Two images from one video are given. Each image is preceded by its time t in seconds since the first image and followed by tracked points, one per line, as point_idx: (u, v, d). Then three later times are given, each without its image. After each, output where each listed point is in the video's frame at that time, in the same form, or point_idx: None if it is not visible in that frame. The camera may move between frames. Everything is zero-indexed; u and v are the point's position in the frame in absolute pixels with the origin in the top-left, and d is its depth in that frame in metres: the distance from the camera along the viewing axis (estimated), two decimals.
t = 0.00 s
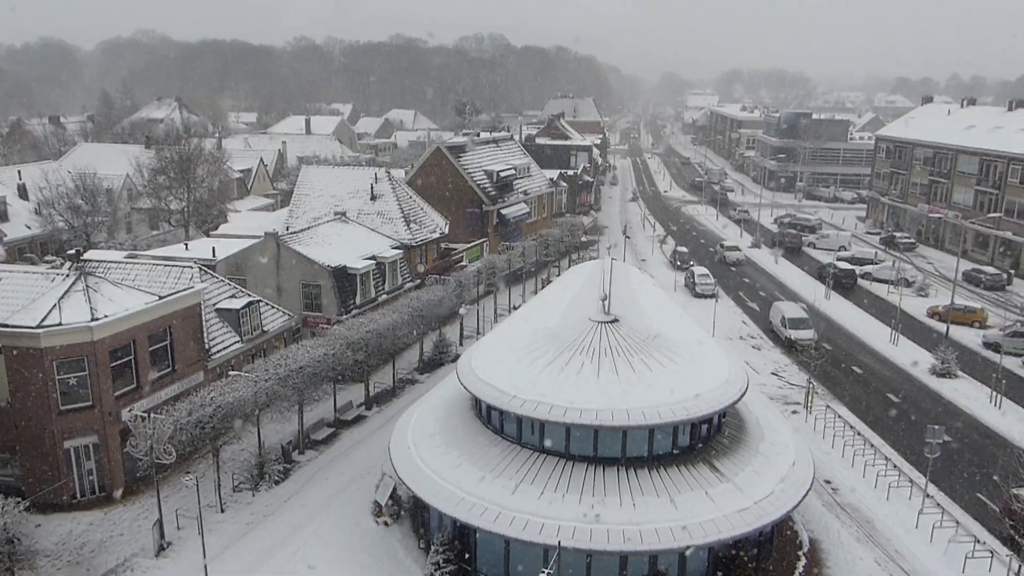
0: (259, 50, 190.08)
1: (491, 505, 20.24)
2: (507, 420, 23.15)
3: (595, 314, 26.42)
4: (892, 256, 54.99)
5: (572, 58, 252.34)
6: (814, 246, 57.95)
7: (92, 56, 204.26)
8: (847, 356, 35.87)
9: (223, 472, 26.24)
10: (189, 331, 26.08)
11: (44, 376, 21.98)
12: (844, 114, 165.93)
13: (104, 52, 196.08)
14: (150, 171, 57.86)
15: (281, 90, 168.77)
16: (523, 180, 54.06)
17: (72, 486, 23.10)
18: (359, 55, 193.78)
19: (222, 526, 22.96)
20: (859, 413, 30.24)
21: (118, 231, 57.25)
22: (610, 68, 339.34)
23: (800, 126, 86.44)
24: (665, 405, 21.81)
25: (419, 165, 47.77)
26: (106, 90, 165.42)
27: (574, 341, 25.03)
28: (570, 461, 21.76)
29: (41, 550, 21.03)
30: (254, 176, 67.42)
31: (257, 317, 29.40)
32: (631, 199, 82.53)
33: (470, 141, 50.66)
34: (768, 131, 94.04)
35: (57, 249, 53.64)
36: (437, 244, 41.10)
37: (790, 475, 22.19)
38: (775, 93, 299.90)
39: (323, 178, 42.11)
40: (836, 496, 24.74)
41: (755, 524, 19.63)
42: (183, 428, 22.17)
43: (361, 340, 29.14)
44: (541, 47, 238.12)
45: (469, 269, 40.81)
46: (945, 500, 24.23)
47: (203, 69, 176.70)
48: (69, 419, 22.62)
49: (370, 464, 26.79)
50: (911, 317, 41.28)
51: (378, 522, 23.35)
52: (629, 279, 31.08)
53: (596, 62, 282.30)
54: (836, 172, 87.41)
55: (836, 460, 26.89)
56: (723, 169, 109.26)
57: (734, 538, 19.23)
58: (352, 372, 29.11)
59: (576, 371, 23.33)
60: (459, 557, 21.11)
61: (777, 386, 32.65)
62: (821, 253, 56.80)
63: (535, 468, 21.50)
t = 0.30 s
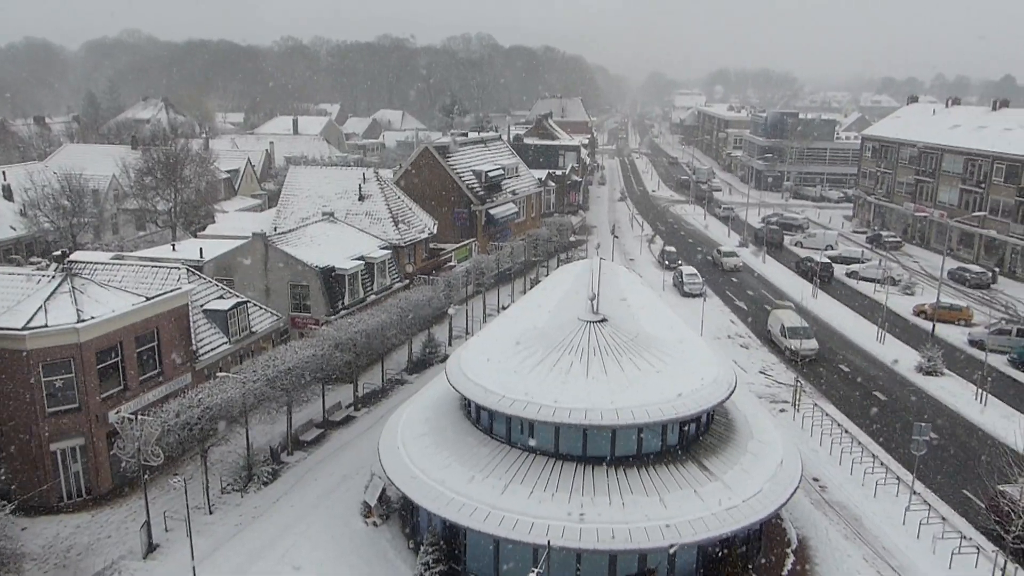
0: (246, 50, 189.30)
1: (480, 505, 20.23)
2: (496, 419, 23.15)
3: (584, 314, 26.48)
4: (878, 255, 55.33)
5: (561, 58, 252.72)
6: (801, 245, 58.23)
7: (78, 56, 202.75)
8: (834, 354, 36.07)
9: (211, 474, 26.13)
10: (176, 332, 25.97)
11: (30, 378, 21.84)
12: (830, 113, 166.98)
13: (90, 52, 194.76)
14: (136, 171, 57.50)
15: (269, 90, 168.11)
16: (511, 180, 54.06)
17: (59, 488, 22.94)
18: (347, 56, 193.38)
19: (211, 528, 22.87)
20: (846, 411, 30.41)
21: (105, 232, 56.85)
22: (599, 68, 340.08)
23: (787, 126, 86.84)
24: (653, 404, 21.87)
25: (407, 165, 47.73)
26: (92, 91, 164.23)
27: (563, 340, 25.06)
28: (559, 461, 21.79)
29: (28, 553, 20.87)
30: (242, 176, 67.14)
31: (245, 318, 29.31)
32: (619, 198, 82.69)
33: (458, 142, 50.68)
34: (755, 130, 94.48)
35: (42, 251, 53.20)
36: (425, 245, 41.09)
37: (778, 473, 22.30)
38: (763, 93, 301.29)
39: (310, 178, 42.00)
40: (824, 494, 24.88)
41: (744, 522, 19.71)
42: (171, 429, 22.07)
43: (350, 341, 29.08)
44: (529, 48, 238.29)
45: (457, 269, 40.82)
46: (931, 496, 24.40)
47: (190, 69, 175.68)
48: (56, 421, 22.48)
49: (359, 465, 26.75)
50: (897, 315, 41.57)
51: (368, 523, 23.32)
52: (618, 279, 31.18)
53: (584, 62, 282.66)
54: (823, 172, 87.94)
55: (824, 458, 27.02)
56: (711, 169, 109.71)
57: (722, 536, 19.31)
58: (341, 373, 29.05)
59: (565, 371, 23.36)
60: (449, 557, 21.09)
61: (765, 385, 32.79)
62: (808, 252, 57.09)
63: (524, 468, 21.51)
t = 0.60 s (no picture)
0: (237, 48, 188.51)
1: (472, 504, 20.22)
2: (488, 419, 23.15)
3: (576, 313, 26.49)
4: (869, 254, 55.55)
5: (553, 57, 252.74)
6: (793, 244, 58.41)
7: (67, 54, 201.54)
8: (826, 353, 36.19)
9: (203, 473, 26.04)
10: (167, 332, 25.85)
11: (19, 378, 21.68)
12: (821, 113, 167.52)
13: (79, 50, 193.62)
14: (126, 170, 57.22)
15: (260, 88, 167.47)
16: (503, 179, 54.03)
17: (49, 489, 22.80)
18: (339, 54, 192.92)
19: (202, 528, 22.79)
20: (837, 409, 30.53)
21: (95, 231, 56.57)
22: (591, 68, 340.37)
23: (778, 125, 87.05)
24: (645, 403, 21.89)
25: (399, 164, 47.64)
26: (81, 89, 163.21)
27: (555, 339, 25.05)
28: (551, 460, 21.80)
29: (17, 554, 20.74)
30: (233, 175, 66.91)
31: (236, 317, 29.20)
32: (612, 197, 82.73)
33: (450, 141, 50.62)
34: (747, 129, 94.66)
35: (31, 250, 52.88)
36: (418, 244, 41.01)
37: (770, 471, 22.36)
38: (754, 92, 301.97)
39: (302, 177, 41.86)
40: (816, 492, 24.96)
41: (735, 521, 19.75)
42: (162, 429, 21.95)
43: (342, 340, 28.98)
44: (521, 46, 238.15)
45: (449, 268, 40.76)
46: (922, 495, 24.51)
47: (181, 68, 174.88)
48: (45, 421, 22.34)
49: (351, 464, 26.69)
50: (889, 314, 41.72)
51: (360, 522, 23.28)
52: (610, 278, 31.21)
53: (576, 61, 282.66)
54: (814, 171, 88.23)
55: (816, 457, 27.10)
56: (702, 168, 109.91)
57: (714, 535, 19.34)
58: (333, 372, 28.96)
59: (557, 370, 23.36)
60: (441, 556, 21.07)
61: (756, 384, 32.87)
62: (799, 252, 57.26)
63: (516, 467, 21.50)
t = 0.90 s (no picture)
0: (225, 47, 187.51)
1: (463, 504, 20.16)
2: (479, 418, 23.10)
3: (566, 312, 26.49)
4: (857, 252, 55.87)
5: (542, 57, 252.90)
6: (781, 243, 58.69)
7: (52, 54, 199.83)
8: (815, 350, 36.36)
9: (191, 475, 25.87)
10: (154, 333, 25.68)
11: (4, 380, 21.48)
12: (808, 112, 168.57)
13: (64, 50, 192.01)
14: (113, 170, 56.81)
15: (248, 88, 166.70)
16: (492, 179, 54.02)
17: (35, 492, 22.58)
18: (328, 54, 192.34)
19: (190, 529, 22.64)
20: (826, 406, 30.67)
21: (82, 231, 56.15)
22: (580, 68, 341.07)
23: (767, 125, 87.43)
24: (635, 402, 21.91)
25: (389, 163, 47.52)
26: (66, 89, 161.89)
27: (545, 338, 25.04)
28: (541, 459, 21.78)
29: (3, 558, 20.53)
30: (221, 175, 66.55)
31: (225, 317, 29.04)
32: (601, 196, 82.85)
33: (440, 140, 50.57)
34: (735, 128, 95.03)
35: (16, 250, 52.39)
36: (407, 243, 40.94)
37: (760, 469, 22.44)
38: (743, 92, 303.47)
39: (291, 176, 41.71)
40: (805, 489, 25.04)
41: (726, 518, 19.79)
42: (150, 431, 21.78)
43: (331, 340, 28.87)
44: (510, 47, 238.29)
45: (439, 268, 40.72)
46: (911, 491, 24.63)
47: (168, 68, 173.77)
48: (32, 424, 22.15)
49: (341, 464, 26.59)
50: (877, 312, 41.97)
51: (350, 523, 23.18)
52: (599, 277, 31.25)
53: (565, 61, 283.01)
54: (802, 170, 88.69)
55: (805, 454, 27.19)
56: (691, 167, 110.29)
57: (704, 533, 19.37)
58: (322, 372, 28.84)
59: (548, 369, 23.34)
60: (431, 557, 20.99)
61: (746, 382, 32.98)
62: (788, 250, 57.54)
63: (507, 467, 21.45)
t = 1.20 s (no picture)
0: (216, 46, 186.71)
1: (455, 504, 20.12)
2: (471, 418, 23.05)
3: (558, 311, 26.51)
4: (849, 250, 56.06)
5: (534, 56, 252.69)
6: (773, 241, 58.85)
7: (41, 53, 198.50)
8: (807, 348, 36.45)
9: (182, 476, 25.76)
10: (145, 334, 25.56)
11: None
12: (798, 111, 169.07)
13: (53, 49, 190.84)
14: (103, 170, 56.51)
15: (239, 86, 166.03)
16: (484, 178, 53.96)
17: (25, 494, 22.44)
18: (319, 53, 191.77)
19: (182, 531, 22.54)
20: (818, 404, 30.76)
21: (71, 232, 55.84)
22: (572, 66, 341.04)
23: (758, 123, 87.58)
24: (628, 401, 21.91)
25: (380, 163, 47.41)
26: (55, 88, 160.87)
27: (537, 338, 25.02)
28: (534, 458, 21.76)
29: None
30: (212, 174, 66.29)
31: (216, 318, 28.94)
32: (593, 195, 82.89)
33: (431, 139, 50.47)
34: (727, 127, 95.22)
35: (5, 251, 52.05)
36: (399, 243, 40.83)
37: (752, 467, 22.48)
38: (734, 90, 304.12)
39: (282, 176, 41.57)
40: (797, 487, 25.10)
41: (719, 517, 19.80)
42: (141, 432, 21.64)
43: (323, 340, 28.80)
44: (502, 45, 238.08)
45: (431, 267, 40.65)
46: (902, 489, 24.72)
47: (158, 67, 172.81)
48: (21, 425, 22.00)
49: (333, 465, 26.52)
50: (868, 310, 42.12)
51: (342, 523, 23.11)
52: (591, 275, 31.28)
53: (557, 59, 282.88)
54: (794, 168, 88.94)
55: (797, 452, 27.26)
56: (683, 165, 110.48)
57: (697, 531, 19.39)
58: (314, 373, 28.76)
59: (540, 368, 23.31)
60: (424, 557, 20.94)
61: (738, 380, 33.05)
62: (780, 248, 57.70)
63: (499, 467, 21.42)
